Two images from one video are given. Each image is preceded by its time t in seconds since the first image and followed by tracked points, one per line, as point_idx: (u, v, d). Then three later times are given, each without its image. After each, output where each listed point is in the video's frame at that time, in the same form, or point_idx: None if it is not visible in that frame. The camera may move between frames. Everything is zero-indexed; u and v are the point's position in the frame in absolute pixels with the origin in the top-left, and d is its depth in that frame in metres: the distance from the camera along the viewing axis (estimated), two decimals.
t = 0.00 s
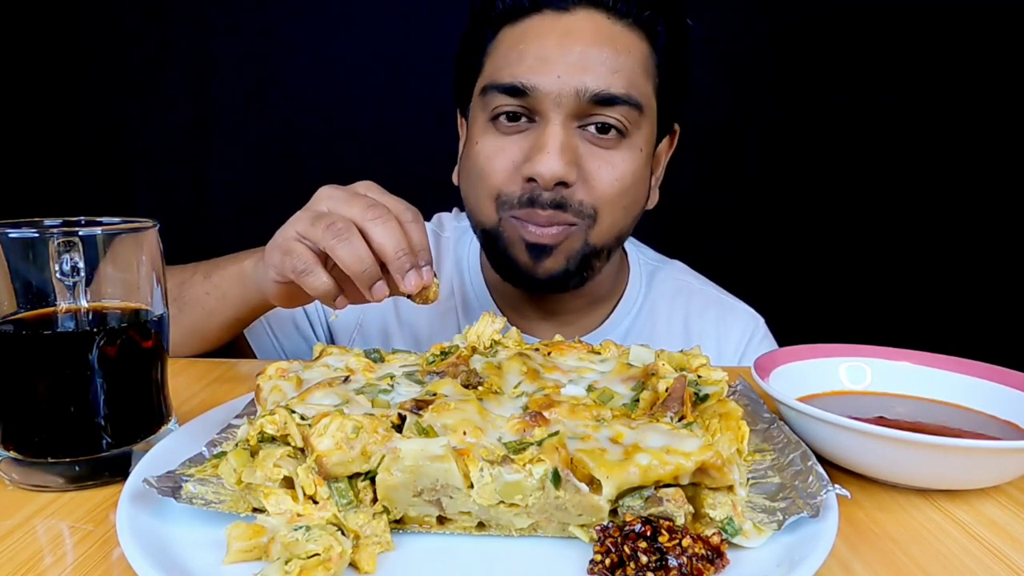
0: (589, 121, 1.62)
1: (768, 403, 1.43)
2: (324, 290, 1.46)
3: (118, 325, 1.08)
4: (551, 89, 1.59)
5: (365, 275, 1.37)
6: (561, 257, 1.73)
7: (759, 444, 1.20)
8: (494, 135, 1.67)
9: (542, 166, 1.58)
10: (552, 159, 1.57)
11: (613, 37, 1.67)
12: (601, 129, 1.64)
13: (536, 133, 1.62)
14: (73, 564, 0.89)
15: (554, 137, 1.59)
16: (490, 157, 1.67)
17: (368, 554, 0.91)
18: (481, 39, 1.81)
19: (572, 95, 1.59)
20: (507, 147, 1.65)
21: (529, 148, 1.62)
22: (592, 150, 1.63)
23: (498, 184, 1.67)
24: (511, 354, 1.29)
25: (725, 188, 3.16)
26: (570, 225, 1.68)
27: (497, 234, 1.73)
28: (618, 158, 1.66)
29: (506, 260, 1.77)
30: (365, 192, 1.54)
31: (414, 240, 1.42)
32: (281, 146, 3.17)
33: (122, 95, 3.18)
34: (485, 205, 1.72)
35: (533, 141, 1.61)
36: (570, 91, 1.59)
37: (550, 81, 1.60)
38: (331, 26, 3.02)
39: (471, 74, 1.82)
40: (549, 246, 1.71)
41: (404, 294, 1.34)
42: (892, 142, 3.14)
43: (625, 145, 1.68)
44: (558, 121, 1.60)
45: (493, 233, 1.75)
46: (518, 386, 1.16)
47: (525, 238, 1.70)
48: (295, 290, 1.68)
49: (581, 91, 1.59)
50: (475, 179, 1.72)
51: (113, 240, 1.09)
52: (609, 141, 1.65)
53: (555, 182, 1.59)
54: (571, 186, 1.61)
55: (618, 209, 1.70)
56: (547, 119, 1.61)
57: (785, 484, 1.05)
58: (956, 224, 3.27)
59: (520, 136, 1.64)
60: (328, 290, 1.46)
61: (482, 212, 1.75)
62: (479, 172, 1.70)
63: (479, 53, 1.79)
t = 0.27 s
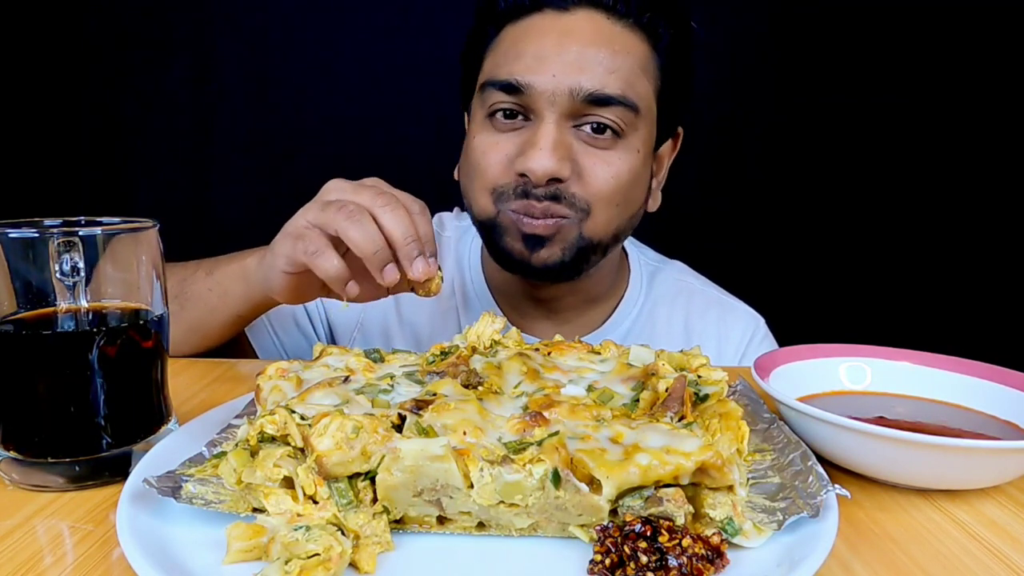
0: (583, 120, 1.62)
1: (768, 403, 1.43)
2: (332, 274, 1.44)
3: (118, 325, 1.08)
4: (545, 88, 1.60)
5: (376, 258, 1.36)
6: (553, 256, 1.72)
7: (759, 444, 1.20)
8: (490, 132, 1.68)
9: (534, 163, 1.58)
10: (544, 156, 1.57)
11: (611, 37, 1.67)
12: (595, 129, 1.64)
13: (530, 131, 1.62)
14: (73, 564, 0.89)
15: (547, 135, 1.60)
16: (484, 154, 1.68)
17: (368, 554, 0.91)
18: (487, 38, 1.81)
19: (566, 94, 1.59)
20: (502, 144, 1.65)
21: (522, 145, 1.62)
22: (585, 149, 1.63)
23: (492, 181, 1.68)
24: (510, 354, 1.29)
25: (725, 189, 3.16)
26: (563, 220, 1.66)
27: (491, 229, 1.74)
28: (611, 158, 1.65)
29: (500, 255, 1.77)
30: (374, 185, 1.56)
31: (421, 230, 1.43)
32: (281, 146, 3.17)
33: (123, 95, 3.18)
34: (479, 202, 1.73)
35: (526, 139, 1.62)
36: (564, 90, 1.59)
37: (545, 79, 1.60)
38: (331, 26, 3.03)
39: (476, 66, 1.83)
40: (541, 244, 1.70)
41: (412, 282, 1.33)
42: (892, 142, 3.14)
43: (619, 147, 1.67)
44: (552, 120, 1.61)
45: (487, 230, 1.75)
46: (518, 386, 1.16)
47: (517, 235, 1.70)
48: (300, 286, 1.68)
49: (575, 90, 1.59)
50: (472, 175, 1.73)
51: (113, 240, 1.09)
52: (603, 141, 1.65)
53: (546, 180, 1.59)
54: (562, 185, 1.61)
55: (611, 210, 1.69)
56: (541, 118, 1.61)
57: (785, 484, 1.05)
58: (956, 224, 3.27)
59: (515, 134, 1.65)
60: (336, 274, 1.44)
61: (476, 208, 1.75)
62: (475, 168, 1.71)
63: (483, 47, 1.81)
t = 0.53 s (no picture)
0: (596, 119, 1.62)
1: (768, 403, 1.43)
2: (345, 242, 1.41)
3: (118, 325, 1.08)
4: (560, 85, 1.60)
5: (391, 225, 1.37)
6: (563, 257, 1.72)
7: (759, 444, 1.20)
8: (501, 132, 1.67)
9: (549, 164, 1.57)
10: (560, 157, 1.57)
11: (622, 36, 1.68)
12: (607, 127, 1.64)
13: (543, 130, 1.62)
14: (73, 564, 0.89)
15: (562, 135, 1.59)
16: (496, 154, 1.67)
17: (368, 554, 0.91)
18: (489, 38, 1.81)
19: (582, 91, 1.59)
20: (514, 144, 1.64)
21: (536, 146, 1.61)
22: (599, 149, 1.63)
23: (503, 181, 1.66)
24: (510, 354, 1.29)
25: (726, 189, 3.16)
26: (572, 229, 1.66)
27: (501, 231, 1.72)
28: (624, 158, 1.65)
29: (511, 257, 1.76)
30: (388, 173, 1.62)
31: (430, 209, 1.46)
32: (281, 146, 3.17)
33: (123, 95, 3.18)
34: (489, 202, 1.71)
35: (540, 138, 1.61)
36: (579, 88, 1.59)
37: (560, 76, 1.60)
38: (331, 26, 3.03)
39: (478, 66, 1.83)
40: (553, 246, 1.69)
41: (424, 252, 1.34)
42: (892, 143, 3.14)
43: (631, 146, 1.67)
44: (567, 118, 1.60)
45: (496, 231, 1.74)
46: (518, 386, 1.16)
47: (528, 236, 1.69)
48: (307, 274, 1.67)
49: (590, 88, 1.59)
50: (482, 175, 1.71)
51: (113, 240, 1.09)
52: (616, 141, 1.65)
53: (560, 181, 1.58)
54: (576, 185, 1.60)
55: (622, 210, 1.69)
56: (556, 116, 1.61)
57: (785, 484, 1.05)
58: (957, 224, 3.27)
59: (527, 133, 1.64)
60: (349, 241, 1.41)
61: (485, 208, 1.74)
62: (485, 167, 1.69)
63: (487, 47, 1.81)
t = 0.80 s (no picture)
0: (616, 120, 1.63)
1: (768, 403, 1.43)
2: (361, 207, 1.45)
3: (118, 325, 1.08)
4: (581, 88, 1.59)
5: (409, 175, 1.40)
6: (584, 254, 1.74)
7: (759, 444, 1.20)
8: (518, 134, 1.66)
9: (574, 165, 1.58)
10: (584, 158, 1.58)
11: (637, 38, 1.69)
12: (625, 128, 1.65)
13: (564, 132, 1.61)
14: (73, 564, 0.89)
15: (584, 136, 1.59)
16: (514, 155, 1.66)
17: (368, 554, 0.91)
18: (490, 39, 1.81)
19: (602, 94, 1.59)
20: (533, 145, 1.64)
21: (557, 147, 1.61)
22: (620, 149, 1.64)
23: (522, 182, 1.67)
24: (510, 354, 1.29)
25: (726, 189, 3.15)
26: (597, 222, 1.68)
27: (520, 228, 1.72)
28: (643, 157, 1.67)
29: (529, 255, 1.76)
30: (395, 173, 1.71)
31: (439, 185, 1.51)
32: (281, 147, 3.17)
33: (123, 95, 3.18)
34: (506, 203, 1.72)
35: (561, 140, 1.61)
36: (600, 90, 1.59)
37: (579, 79, 1.59)
38: (332, 25, 3.03)
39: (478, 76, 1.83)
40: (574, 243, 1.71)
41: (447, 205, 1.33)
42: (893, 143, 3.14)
43: (649, 145, 1.69)
44: (587, 121, 1.60)
45: (515, 231, 1.74)
46: (518, 386, 1.16)
47: (549, 235, 1.70)
48: (317, 260, 1.67)
49: (610, 90, 1.60)
50: (498, 176, 1.71)
51: (113, 240, 1.09)
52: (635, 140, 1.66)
53: (585, 180, 1.59)
54: (599, 184, 1.62)
55: (641, 206, 1.72)
56: (575, 119, 1.61)
57: (785, 484, 1.05)
58: (957, 224, 3.27)
59: (546, 135, 1.63)
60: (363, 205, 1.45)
61: (502, 209, 1.73)
62: (502, 168, 1.68)
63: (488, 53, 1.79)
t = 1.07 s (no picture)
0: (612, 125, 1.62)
1: (768, 403, 1.43)
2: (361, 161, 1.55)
3: (118, 325, 1.08)
4: (577, 91, 1.58)
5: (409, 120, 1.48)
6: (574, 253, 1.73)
7: (759, 444, 1.20)
8: (514, 131, 1.66)
9: (564, 165, 1.57)
10: (574, 159, 1.57)
11: (643, 43, 1.69)
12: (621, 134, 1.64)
13: (559, 133, 1.61)
14: (73, 564, 0.89)
15: (577, 139, 1.58)
16: (509, 151, 1.66)
17: (368, 554, 0.91)
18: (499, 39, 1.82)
19: (597, 98, 1.58)
20: (527, 144, 1.64)
21: (550, 147, 1.61)
22: (614, 154, 1.63)
23: (515, 179, 1.67)
24: (511, 354, 1.29)
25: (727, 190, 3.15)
26: (586, 222, 1.68)
27: (511, 223, 1.73)
28: (638, 163, 1.66)
29: (520, 251, 1.77)
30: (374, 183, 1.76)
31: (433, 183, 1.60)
32: (282, 147, 3.17)
33: (124, 95, 3.18)
34: (500, 198, 1.72)
35: (555, 141, 1.60)
36: (596, 94, 1.58)
37: (577, 82, 1.59)
38: (333, 26, 3.03)
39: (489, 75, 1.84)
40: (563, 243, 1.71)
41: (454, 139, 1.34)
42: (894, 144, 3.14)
43: (646, 152, 1.68)
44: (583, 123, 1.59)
45: (507, 226, 1.75)
46: (518, 386, 1.16)
47: (539, 232, 1.70)
48: (319, 238, 1.67)
49: (606, 94, 1.59)
50: (494, 171, 1.71)
51: (113, 240, 1.09)
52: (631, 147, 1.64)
53: (574, 182, 1.58)
54: (589, 186, 1.61)
55: (633, 212, 1.71)
56: (571, 121, 1.60)
57: (785, 484, 1.05)
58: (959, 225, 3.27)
59: (541, 134, 1.63)
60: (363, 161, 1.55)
61: (496, 203, 1.74)
62: (498, 164, 1.69)
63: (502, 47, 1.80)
